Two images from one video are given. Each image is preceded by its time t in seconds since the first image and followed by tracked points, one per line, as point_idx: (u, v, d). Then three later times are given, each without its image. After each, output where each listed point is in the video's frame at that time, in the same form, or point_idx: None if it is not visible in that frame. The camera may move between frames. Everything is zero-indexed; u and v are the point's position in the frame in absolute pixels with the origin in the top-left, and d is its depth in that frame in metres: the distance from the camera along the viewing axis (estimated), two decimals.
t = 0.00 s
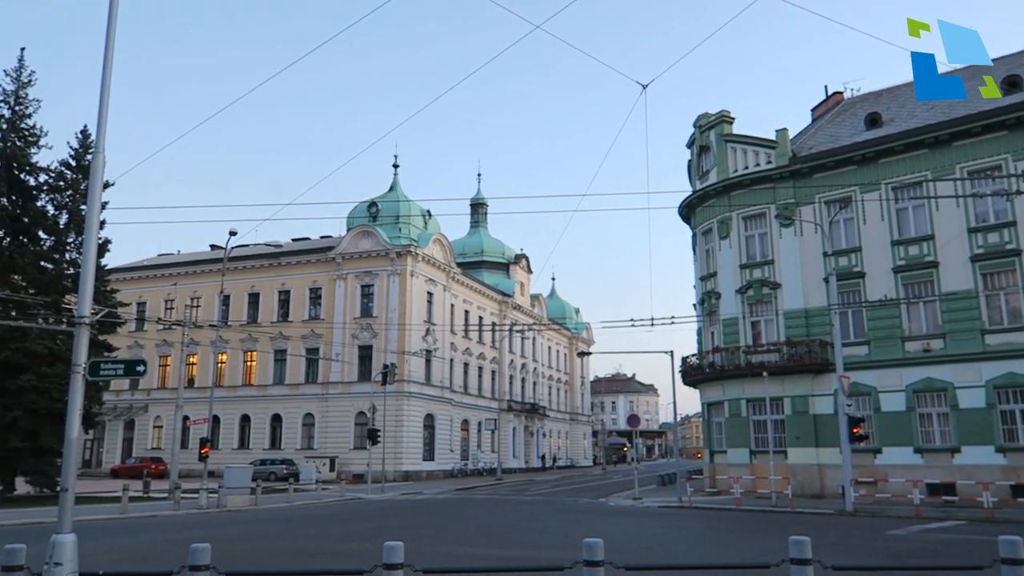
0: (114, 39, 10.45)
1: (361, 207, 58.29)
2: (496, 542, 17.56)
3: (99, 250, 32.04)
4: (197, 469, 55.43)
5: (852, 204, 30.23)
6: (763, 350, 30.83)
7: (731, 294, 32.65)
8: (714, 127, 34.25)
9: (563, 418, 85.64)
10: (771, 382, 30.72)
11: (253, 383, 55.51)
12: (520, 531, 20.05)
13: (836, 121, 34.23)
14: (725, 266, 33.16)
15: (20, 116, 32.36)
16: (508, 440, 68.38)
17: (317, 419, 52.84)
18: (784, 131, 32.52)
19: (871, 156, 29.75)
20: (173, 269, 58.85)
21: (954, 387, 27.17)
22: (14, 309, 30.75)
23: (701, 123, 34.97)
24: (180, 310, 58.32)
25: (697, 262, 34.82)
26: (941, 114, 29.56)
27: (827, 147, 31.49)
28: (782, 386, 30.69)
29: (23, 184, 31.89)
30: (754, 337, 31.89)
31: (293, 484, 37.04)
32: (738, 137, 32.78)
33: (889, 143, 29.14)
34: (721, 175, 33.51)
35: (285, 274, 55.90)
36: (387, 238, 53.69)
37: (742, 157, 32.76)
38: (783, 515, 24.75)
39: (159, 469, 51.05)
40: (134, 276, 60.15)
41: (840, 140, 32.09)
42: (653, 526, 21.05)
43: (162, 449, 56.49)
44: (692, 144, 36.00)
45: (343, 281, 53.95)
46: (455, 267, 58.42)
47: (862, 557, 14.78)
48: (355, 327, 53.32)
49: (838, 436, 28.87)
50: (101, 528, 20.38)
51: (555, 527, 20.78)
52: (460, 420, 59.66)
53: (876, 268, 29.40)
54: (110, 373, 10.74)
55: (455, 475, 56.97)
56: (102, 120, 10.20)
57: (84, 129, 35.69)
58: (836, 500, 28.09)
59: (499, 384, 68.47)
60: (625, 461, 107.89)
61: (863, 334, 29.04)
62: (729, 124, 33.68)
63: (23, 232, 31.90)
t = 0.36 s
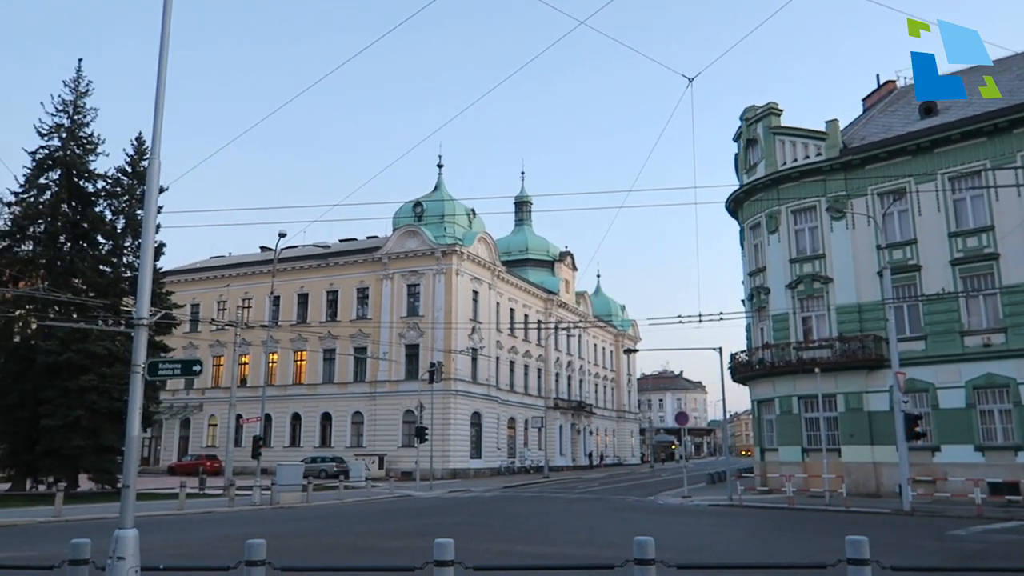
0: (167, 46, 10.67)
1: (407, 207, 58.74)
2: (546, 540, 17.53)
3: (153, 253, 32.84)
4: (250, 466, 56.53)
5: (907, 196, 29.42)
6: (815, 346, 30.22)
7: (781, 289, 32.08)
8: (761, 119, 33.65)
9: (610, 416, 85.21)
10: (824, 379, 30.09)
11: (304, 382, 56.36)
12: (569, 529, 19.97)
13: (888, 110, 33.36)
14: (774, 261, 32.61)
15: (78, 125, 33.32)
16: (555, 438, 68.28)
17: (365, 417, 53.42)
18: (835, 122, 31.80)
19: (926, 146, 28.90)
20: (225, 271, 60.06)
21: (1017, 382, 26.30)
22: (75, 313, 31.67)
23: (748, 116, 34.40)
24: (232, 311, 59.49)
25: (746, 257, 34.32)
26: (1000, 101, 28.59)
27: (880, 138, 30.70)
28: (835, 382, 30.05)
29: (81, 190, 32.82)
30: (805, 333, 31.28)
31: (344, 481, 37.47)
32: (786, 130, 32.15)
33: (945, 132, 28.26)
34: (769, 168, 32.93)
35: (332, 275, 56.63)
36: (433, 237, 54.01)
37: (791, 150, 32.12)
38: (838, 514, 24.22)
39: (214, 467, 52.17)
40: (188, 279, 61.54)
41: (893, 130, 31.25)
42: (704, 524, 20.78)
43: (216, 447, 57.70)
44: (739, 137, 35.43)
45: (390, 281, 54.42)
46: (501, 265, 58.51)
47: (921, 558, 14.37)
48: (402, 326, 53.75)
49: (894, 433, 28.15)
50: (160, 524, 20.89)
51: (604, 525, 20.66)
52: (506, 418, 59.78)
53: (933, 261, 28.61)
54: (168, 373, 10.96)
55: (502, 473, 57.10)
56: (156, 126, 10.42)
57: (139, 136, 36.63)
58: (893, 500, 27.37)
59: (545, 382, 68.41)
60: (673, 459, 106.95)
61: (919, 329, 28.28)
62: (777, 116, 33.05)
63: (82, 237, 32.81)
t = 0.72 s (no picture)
0: (217, 53, 10.86)
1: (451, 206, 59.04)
2: (596, 538, 17.44)
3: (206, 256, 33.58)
4: (302, 464, 57.45)
5: (964, 184, 28.53)
6: (869, 340, 29.52)
7: (833, 282, 31.44)
8: (810, 109, 32.97)
9: (658, 413, 84.52)
10: (878, 373, 29.40)
11: (353, 381, 57.04)
12: (619, 527, 19.84)
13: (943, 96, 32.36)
14: (825, 253, 31.99)
15: (133, 133, 34.20)
16: (603, 435, 67.98)
17: (413, 415, 53.84)
18: (887, 110, 30.95)
19: (983, 132, 27.92)
20: (275, 272, 61.10)
21: None
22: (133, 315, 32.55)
23: (795, 106, 33.76)
24: (283, 312, 60.48)
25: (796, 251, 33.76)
26: None
27: (934, 125, 29.81)
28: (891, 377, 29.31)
29: (136, 197, 33.67)
30: (859, 327, 30.58)
31: (394, 479, 37.80)
32: (836, 119, 31.43)
33: (1004, 118, 27.28)
34: (818, 159, 32.25)
35: (379, 275, 57.18)
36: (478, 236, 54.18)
37: (841, 139, 31.39)
38: (897, 512, 23.60)
39: (267, 465, 53.11)
40: (240, 281, 62.78)
41: (948, 116, 30.30)
42: (756, 522, 20.47)
43: (269, 445, 58.75)
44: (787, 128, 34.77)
45: (436, 280, 54.74)
46: (545, 263, 58.41)
47: (986, 557, 13.90)
48: (448, 325, 54.03)
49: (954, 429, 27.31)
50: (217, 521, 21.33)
51: (655, 523, 20.43)
52: (553, 415, 59.70)
53: (992, 251, 27.73)
54: (223, 373, 11.14)
55: (550, 471, 57.06)
56: (208, 132, 10.61)
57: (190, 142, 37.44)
58: (954, 497, 26.57)
59: (591, 379, 68.15)
60: (723, 456, 105.67)
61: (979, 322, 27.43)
62: (826, 106, 32.34)
63: (138, 242, 33.65)
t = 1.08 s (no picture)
0: (252, 58, 10.97)
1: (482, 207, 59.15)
2: (632, 537, 17.33)
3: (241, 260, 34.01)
4: (338, 465, 57.98)
5: (1005, 174, 27.84)
6: (908, 336, 28.96)
7: (870, 277, 30.92)
8: (844, 102, 32.41)
9: (693, 411, 83.87)
10: (919, 369, 28.84)
11: (387, 382, 57.39)
12: (654, 526, 19.71)
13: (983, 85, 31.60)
14: (862, 247, 31.48)
15: (169, 140, 34.74)
16: (637, 434, 67.63)
17: (447, 415, 54.04)
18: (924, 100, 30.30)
19: None
20: (309, 275, 61.70)
21: None
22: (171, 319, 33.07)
23: (829, 99, 33.22)
24: (317, 314, 61.07)
25: (832, 245, 33.27)
26: None
27: (974, 115, 29.13)
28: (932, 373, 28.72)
29: (174, 203, 34.19)
30: (898, 322, 30.03)
31: (428, 479, 37.94)
32: (871, 111, 30.86)
33: None
34: (854, 152, 31.69)
35: (412, 276, 57.46)
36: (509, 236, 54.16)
37: (877, 131, 30.77)
38: (940, 510, 23.12)
39: (304, 465, 53.67)
40: (275, 284, 63.53)
41: (988, 105, 29.56)
42: (794, 521, 20.21)
43: (306, 446, 59.38)
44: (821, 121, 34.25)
45: (468, 280, 54.85)
46: (577, 262, 58.22)
47: None
48: (481, 325, 54.13)
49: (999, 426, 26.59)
50: (256, 521, 21.58)
51: (691, 523, 20.24)
52: (587, 414, 59.51)
53: None
54: (261, 375, 11.24)
55: (584, 470, 56.90)
56: (244, 137, 10.72)
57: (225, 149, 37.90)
58: (999, 495, 25.94)
59: (625, 378, 67.85)
60: (758, 454, 104.60)
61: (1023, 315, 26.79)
62: (861, 98, 31.77)
63: (176, 247, 34.20)
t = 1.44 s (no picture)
0: (280, 63, 11.06)
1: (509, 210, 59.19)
2: (663, 540, 17.18)
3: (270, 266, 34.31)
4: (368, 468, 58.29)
5: None
6: (943, 336, 28.46)
7: (903, 276, 30.44)
8: (875, 98, 31.92)
9: (722, 413, 83.15)
10: (954, 370, 28.32)
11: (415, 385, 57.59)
12: (683, 529, 19.54)
13: (1019, 79, 30.95)
14: (894, 246, 31.02)
15: (200, 148, 35.20)
16: (666, 436, 67.15)
17: (475, 418, 54.10)
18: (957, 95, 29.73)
19: None
20: (337, 279, 62.13)
21: None
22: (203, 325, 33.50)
23: (860, 96, 32.75)
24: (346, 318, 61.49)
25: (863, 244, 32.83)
26: None
27: (1008, 110, 28.57)
28: (968, 373, 28.16)
29: (204, 210, 34.65)
30: (932, 322, 29.54)
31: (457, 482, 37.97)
32: (903, 108, 30.37)
33: None
34: (885, 149, 31.22)
35: (439, 279, 57.63)
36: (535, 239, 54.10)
37: (909, 127, 30.29)
38: (978, 513, 22.66)
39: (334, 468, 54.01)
40: (304, 288, 64.08)
41: None
42: (828, 524, 19.92)
43: (335, 449, 59.78)
44: (851, 119, 33.79)
45: (494, 284, 54.90)
46: (603, 263, 57.99)
47: None
48: (508, 328, 54.13)
49: None
50: (287, 524, 21.74)
51: (722, 526, 20.03)
52: (615, 417, 59.22)
53: None
54: (292, 379, 11.33)
55: (613, 472, 56.63)
56: (273, 141, 10.82)
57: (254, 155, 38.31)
58: None
59: (653, 380, 67.43)
60: (790, 456, 103.39)
61: None
62: (892, 94, 31.27)
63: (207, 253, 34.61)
